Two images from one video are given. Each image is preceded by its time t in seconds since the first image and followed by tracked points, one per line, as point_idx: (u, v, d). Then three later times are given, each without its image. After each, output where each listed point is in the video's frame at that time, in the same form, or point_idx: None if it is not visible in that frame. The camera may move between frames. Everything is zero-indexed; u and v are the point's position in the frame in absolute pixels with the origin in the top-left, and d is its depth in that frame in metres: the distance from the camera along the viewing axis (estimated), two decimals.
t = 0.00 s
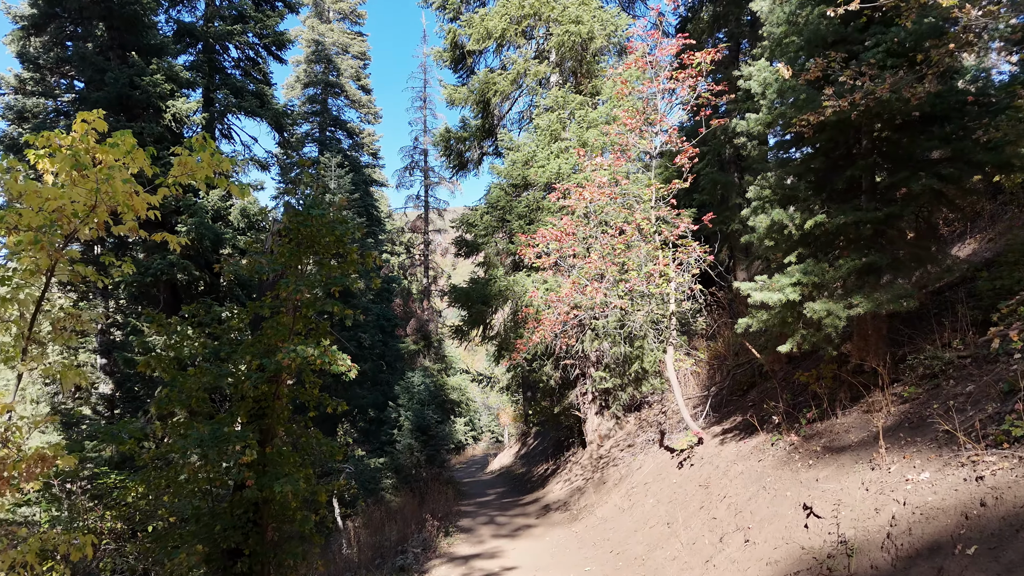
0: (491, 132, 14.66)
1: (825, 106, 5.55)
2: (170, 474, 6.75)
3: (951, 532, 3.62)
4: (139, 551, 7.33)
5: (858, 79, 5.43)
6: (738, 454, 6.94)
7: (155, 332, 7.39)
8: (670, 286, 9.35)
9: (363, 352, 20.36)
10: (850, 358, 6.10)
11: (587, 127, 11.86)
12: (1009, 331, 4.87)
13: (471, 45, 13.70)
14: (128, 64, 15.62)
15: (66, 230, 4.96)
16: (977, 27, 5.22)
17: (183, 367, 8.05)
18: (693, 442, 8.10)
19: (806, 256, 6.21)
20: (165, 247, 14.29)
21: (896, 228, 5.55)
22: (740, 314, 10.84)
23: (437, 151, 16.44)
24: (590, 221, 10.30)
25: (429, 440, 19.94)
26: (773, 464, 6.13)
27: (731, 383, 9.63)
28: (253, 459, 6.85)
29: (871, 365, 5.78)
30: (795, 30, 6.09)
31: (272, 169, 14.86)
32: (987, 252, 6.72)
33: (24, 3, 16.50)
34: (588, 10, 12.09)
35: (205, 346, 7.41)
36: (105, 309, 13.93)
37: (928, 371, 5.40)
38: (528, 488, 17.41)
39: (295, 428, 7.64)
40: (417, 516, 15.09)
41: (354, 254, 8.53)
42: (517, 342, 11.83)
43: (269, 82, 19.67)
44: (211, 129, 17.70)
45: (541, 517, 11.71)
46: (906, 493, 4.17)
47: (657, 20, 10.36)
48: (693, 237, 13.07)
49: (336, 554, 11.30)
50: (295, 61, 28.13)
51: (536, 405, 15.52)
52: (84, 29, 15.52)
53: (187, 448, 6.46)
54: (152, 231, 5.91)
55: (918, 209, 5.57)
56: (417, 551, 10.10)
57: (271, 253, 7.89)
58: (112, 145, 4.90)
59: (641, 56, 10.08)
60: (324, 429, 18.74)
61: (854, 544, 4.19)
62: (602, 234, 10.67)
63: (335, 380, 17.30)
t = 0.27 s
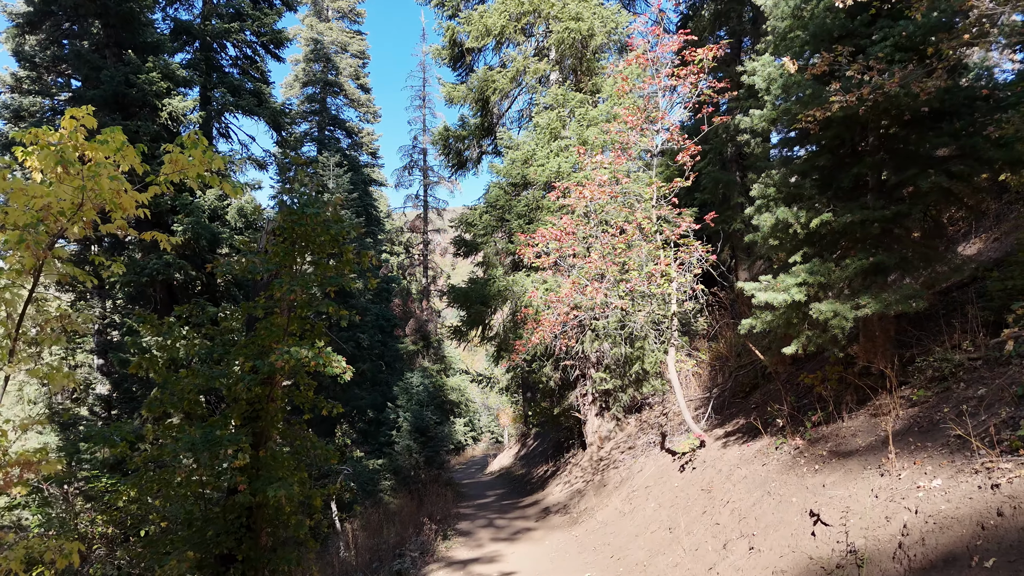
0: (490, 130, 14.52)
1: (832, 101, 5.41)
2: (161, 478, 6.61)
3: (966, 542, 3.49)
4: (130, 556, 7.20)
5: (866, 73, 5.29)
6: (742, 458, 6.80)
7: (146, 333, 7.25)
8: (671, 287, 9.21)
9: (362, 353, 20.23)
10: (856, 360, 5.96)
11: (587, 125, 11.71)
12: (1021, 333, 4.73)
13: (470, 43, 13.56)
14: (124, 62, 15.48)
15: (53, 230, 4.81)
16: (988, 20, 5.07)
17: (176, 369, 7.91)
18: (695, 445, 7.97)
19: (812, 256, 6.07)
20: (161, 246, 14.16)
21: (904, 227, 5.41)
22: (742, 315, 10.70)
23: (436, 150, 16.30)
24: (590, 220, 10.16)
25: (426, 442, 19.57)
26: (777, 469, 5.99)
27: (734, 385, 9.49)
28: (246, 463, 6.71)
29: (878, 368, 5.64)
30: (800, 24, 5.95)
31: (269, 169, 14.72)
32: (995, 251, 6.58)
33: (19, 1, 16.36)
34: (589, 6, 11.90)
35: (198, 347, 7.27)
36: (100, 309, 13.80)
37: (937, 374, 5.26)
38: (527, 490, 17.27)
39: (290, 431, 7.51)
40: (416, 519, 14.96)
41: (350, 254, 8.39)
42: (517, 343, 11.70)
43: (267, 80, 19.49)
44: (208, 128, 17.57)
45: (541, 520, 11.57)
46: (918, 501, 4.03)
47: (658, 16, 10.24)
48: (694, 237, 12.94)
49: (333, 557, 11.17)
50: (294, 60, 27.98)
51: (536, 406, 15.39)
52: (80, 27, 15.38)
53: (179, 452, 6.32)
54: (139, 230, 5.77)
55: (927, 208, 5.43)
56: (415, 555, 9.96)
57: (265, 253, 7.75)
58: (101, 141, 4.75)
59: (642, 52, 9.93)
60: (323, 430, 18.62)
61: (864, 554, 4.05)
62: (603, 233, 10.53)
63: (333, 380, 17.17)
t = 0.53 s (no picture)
0: (489, 128, 14.34)
1: (841, 93, 5.23)
2: (151, 482, 6.44)
3: (988, 552, 3.32)
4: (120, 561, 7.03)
5: (876, 65, 5.10)
6: (747, 461, 6.63)
7: (137, 333, 7.07)
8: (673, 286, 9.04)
9: (360, 353, 20.08)
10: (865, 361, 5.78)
11: (588, 122, 11.53)
12: None
13: (469, 39, 13.40)
14: (119, 59, 15.30)
15: (39, 227, 4.61)
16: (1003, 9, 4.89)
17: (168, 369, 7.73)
18: (698, 447, 7.80)
19: (819, 253, 5.89)
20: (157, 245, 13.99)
21: (916, 223, 5.23)
22: (745, 315, 10.54)
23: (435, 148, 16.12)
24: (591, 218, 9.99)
25: (426, 442, 19.55)
26: (784, 472, 5.82)
27: (737, 385, 9.32)
28: (238, 466, 6.54)
29: (888, 368, 5.47)
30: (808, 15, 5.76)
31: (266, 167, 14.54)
32: (1006, 248, 6.41)
33: None
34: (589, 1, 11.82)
35: (190, 348, 7.10)
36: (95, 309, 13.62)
37: (950, 375, 5.09)
38: (527, 491, 17.10)
39: (284, 433, 7.34)
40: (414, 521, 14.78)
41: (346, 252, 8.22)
42: (517, 343, 11.53)
43: (265, 78, 19.27)
44: (205, 126, 17.39)
45: (541, 523, 11.40)
46: (934, 508, 3.86)
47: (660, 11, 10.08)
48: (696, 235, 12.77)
49: (330, 561, 11.00)
50: (292, 58, 27.81)
51: (536, 407, 15.22)
52: (75, 24, 15.22)
53: (168, 455, 6.15)
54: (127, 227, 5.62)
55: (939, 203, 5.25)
56: (413, 559, 9.79)
57: (259, 250, 7.57)
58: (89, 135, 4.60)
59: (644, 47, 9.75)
60: (321, 430, 18.47)
61: (878, 563, 3.88)
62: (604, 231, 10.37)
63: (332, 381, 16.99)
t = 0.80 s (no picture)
0: (489, 125, 14.14)
1: (854, 83, 5.02)
2: (139, 486, 6.24)
3: (1018, 566, 3.12)
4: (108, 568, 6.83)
5: (890, 53, 4.90)
6: (754, 465, 6.44)
7: (125, 333, 6.86)
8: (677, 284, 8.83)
9: (358, 353, 19.90)
10: (877, 361, 5.58)
11: (589, 118, 11.32)
12: None
13: (468, 34, 13.21)
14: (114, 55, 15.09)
15: (19, 222, 4.43)
16: None
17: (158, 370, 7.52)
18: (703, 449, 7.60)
19: (830, 250, 5.69)
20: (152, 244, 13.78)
21: (930, 218, 5.02)
22: (749, 314, 10.34)
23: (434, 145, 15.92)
24: (592, 215, 9.80)
25: (425, 443, 19.27)
26: (794, 477, 5.63)
27: (742, 386, 9.12)
28: (229, 470, 6.34)
29: (902, 369, 5.26)
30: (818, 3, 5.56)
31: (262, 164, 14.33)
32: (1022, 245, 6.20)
33: None
34: None
35: (180, 348, 6.91)
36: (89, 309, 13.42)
37: (967, 376, 4.89)
38: (527, 493, 16.91)
39: (277, 435, 7.14)
40: (413, 523, 14.58)
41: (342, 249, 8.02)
42: (517, 343, 11.34)
43: (262, 75, 19.03)
44: (201, 123, 17.19)
45: (541, 526, 11.20)
46: (957, 517, 3.66)
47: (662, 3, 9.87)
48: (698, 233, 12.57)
49: (327, 565, 10.81)
50: (291, 56, 27.61)
51: (536, 408, 15.03)
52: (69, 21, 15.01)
53: (156, 459, 5.94)
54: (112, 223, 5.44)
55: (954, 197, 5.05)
56: (410, 563, 9.60)
57: (251, 247, 7.38)
58: (74, 129, 4.42)
59: (647, 40, 9.52)
60: (319, 431, 18.29)
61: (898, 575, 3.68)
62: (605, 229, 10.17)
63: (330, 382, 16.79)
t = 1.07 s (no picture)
0: (489, 122, 13.91)
1: (871, 71, 4.79)
2: (126, 493, 6.01)
3: None
4: None
5: (909, 40, 4.67)
6: (763, 470, 6.22)
7: (113, 333, 6.63)
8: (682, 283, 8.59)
9: (357, 353, 19.69)
10: (894, 362, 5.35)
11: (591, 113, 11.08)
12: None
13: (468, 29, 12.99)
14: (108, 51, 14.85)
15: None
16: None
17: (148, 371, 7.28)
18: (709, 453, 7.37)
19: (844, 246, 5.46)
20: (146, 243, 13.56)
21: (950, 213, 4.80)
22: (755, 314, 10.12)
23: (433, 143, 15.68)
24: (594, 213, 9.57)
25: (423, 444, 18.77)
26: (807, 483, 5.40)
27: (748, 388, 8.90)
28: (220, 475, 6.12)
29: (921, 370, 5.04)
30: None
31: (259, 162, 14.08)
32: None
33: None
34: None
35: (170, 349, 6.68)
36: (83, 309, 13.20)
37: (990, 378, 4.66)
38: (527, 496, 16.68)
39: (270, 439, 6.92)
40: (412, 527, 14.36)
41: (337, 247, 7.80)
42: (517, 344, 11.11)
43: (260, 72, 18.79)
44: (198, 121, 16.96)
45: (542, 530, 10.97)
46: (988, 530, 3.44)
47: None
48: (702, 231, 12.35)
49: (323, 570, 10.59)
50: (289, 54, 27.38)
51: (537, 409, 14.81)
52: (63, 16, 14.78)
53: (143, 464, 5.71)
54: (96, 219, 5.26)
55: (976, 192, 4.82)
56: (408, 569, 9.37)
57: (244, 245, 7.15)
58: (58, 122, 4.24)
59: (651, 33, 9.27)
60: (316, 432, 18.08)
61: None
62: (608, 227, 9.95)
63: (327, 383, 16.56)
